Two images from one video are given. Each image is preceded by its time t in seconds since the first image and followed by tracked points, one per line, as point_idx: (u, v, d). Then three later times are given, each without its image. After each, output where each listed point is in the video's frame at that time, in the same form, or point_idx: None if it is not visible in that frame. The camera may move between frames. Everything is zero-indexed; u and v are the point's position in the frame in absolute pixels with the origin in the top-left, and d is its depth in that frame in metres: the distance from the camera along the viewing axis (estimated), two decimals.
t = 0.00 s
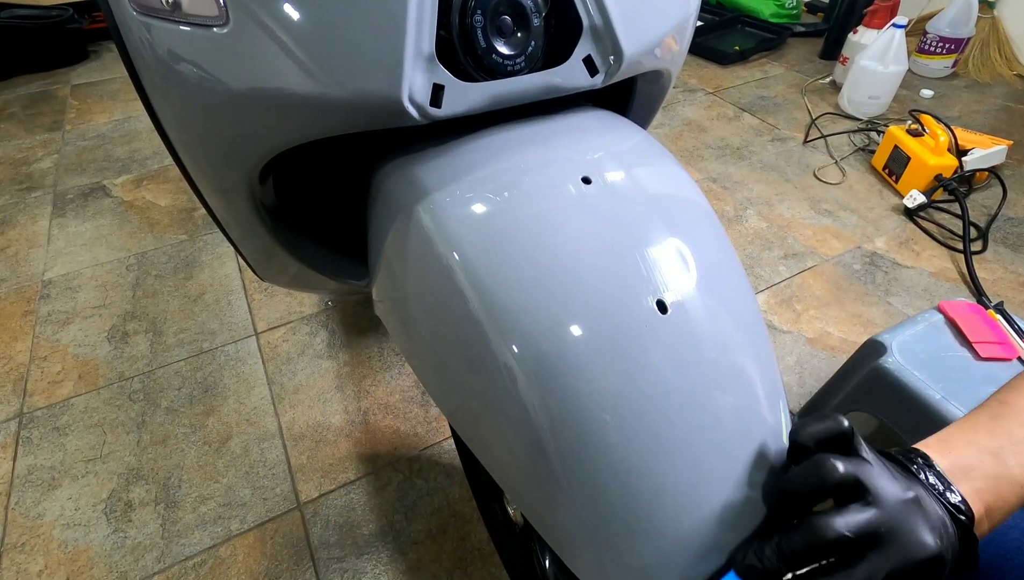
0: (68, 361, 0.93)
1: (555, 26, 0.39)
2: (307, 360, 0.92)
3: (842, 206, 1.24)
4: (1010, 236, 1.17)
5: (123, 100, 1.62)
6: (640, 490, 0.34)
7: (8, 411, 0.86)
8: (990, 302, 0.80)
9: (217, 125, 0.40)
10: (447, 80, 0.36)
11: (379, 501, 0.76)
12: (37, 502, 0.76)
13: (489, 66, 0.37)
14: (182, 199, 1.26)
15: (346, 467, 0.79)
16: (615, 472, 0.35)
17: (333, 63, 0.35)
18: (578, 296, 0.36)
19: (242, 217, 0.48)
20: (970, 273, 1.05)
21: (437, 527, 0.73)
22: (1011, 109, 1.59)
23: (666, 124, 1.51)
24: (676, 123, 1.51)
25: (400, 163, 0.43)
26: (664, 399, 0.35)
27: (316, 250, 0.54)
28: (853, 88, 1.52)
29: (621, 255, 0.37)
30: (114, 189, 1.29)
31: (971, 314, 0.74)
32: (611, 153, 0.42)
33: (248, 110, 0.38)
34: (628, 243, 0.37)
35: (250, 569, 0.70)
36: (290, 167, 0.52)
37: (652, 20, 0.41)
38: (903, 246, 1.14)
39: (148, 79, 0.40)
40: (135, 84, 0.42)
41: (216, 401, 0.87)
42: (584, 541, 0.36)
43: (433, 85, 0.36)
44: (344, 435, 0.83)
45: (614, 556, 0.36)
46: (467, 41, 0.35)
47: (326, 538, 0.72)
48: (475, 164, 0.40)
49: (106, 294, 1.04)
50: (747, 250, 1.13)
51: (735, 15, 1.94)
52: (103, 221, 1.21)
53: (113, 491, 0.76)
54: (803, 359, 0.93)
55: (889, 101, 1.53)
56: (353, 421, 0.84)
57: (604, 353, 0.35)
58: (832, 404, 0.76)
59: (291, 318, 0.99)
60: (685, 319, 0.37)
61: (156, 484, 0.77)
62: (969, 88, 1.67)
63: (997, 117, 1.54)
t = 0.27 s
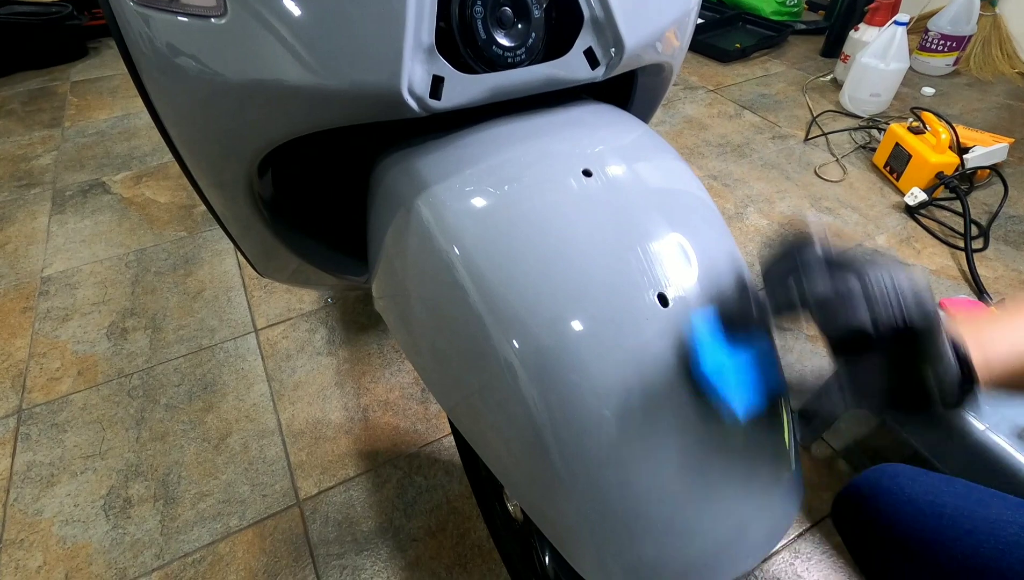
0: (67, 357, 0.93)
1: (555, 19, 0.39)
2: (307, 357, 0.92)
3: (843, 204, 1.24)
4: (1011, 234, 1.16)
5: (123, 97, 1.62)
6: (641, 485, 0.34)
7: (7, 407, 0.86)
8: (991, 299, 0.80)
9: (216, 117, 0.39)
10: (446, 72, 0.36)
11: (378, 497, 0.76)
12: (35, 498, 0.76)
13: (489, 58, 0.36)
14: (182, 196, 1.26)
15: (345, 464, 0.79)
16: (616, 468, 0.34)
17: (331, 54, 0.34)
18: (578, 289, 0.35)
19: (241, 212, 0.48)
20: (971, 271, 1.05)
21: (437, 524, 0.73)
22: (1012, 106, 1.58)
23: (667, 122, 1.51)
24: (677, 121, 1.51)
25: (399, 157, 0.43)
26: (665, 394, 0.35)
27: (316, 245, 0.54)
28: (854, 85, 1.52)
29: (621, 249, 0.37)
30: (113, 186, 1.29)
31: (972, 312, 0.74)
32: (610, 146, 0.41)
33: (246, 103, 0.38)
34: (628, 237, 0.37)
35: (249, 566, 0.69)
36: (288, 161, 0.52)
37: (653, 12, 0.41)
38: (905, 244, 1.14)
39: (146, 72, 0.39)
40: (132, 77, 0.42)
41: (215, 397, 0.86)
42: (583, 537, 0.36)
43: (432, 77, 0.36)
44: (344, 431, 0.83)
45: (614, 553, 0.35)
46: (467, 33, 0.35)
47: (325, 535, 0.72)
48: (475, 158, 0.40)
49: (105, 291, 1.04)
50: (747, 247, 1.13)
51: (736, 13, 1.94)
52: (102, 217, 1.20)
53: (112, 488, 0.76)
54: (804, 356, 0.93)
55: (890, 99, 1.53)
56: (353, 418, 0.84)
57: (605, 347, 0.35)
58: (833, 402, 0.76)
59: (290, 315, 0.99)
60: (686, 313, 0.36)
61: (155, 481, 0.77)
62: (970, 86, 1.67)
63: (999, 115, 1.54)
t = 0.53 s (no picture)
0: (67, 357, 0.93)
1: (555, 19, 0.39)
2: (307, 356, 0.92)
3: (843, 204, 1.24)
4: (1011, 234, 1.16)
5: (123, 97, 1.61)
6: (641, 487, 0.34)
7: (7, 407, 0.86)
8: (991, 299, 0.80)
9: (214, 117, 0.39)
10: (446, 72, 0.36)
11: (378, 497, 0.76)
12: (35, 498, 0.76)
13: (489, 58, 0.36)
14: (182, 196, 1.26)
15: (345, 464, 0.79)
16: (616, 469, 0.34)
17: (331, 54, 0.34)
18: (577, 289, 0.35)
19: (241, 212, 0.48)
20: (972, 271, 1.05)
21: (436, 524, 0.73)
22: (1012, 107, 1.58)
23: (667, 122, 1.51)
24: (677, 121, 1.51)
25: (399, 156, 0.43)
26: (664, 394, 0.35)
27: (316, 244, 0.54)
28: (854, 85, 1.52)
29: (620, 249, 0.37)
30: (113, 186, 1.29)
31: (973, 311, 0.73)
32: (610, 146, 0.41)
33: (245, 103, 0.38)
34: (628, 237, 0.37)
35: (249, 566, 0.69)
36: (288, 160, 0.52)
37: (652, 12, 0.41)
38: (905, 244, 1.14)
39: (145, 72, 0.39)
40: (131, 76, 0.42)
41: (215, 397, 0.86)
42: (582, 537, 0.36)
43: (432, 77, 0.35)
44: (344, 431, 0.83)
45: (614, 553, 0.35)
46: (466, 33, 0.35)
47: (325, 535, 0.72)
48: (474, 158, 0.40)
49: (105, 291, 1.04)
50: (747, 247, 1.13)
51: (736, 13, 1.94)
52: (102, 217, 1.20)
53: (112, 487, 0.76)
54: (803, 356, 0.93)
55: (890, 99, 1.53)
56: (352, 418, 0.84)
57: (605, 348, 0.34)
58: (833, 402, 0.76)
59: (290, 314, 0.99)
60: (686, 314, 0.36)
61: (155, 480, 0.77)
62: (970, 87, 1.67)
63: (999, 115, 1.54)
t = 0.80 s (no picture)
0: (66, 356, 0.93)
1: (555, 18, 0.39)
2: (306, 355, 0.92)
3: (843, 203, 1.24)
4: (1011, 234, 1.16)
5: (123, 96, 1.61)
6: (641, 486, 0.34)
7: (7, 406, 0.86)
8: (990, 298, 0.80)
9: (215, 116, 0.39)
10: (446, 70, 0.36)
11: (378, 496, 0.76)
12: (35, 497, 0.76)
13: (488, 56, 0.36)
14: (182, 195, 1.26)
15: (344, 463, 0.79)
16: (616, 469, 0.34)
17: (331, 52, 0.34)
18: (577, 288, 0.35)
19: (240, 210, 0.48)
20: (971, 270, 1.05)
21: (436, 523, 0.73)
22: (1012, 106, 1.58)
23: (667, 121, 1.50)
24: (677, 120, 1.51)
25: (398, 155, 0.43)
26: (664, 392, 0.35)
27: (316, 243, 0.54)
28: (854, 85, 1.51)
29: (620, 248, 0.37)
30: (113, 184, 1.29)
31: (972, 311, 0.73)
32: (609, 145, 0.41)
33: (246, 102, 0.38)
34: (627, 236, 0.37)
35: (249, 565, 0.69)
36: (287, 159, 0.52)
37: (652, 11, 0.41)
38: (905, 243, 1.14)
39: (145, 71, 0.39)
40: (131, 75, 0.42)
41: (214, 396, 0.86)
42: (582, 537, 0.36)
43: (431, 75, 0.35)
44: (343, 430, 0.83)
45: (614, 552, 0.35)
46: (466, 31, 0.35)
47: (324, 534, 0.72)
48: (474, 157, 0.40)
49: (105, 290, 1.04)
50: (747, 247, 1.13)
51: (737, 12, 1.93)
52: (102, 216, 1.20)
53: (111, 486, 0.76)
54: (803, 355, 0.93)
55: (890, 98, 1.53)
56: (352, 417, 0.84)
57: (605, 347, 0.35)
58: (833, 401, 0.76)
59: (290, 313, 0.99)
60: (686, 313, 0.36)
61: (154, 479, 0.77)
62: (970, 86, 1.67)
63: (999, 114, 1.54)
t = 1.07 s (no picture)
0: (66, 356, 0.93)
1: (554, 16, 0.39)
2: (307, 355, 0.92)
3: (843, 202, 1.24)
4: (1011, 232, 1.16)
5: (122, 96, 1.61)
6: (642, 485, 0.34)
7: (7, 406, 0.86)
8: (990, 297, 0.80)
9: (214, 115, 0.39)
10: (445, 68, 0.36)
11: (378, 496, 0.76)
12: (35, 497, 0.76)
13: (488, 55, 0.36)
14: (181, 195, 1.26)
15: (344, 462, 0.79)
16: (616, 468, 0.34)
17: (329, 50, 0.34)
18: (577, 287, 0.35)
19: (239, 209, 0.48)
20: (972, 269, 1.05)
21: (437, 522, 0.73)
22: (1012, 105, 1.58)
23: (668, 120, 1.50)
24: (677, 119, 1.50)
25: (397, 154, 0.43)
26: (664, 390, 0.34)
27: (315, 242, 0.54)
28: (854, 83, 1.51)
29: (620, 247, 0.37)
30: (113, 184, 1.29)
31: (973, 309, 0.73)
32: (610, 143, 0.41)
33: (245, 100, 0.37)
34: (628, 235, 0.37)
35: (249, 564, 0.69)
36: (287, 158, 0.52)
37: (652, 9, 0.40)
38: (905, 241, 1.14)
39: (144, 69, 0.39)
40: (130, 75, 0.42)
41: (214, 396, 0.86)
42: (583, 536, 0.36)
43: (431, 73, 0.35)
44: (343, 430, 0.83)
45: (614, 551, 0.35)
46: (466, 29, 0.35)
47: (324, 534, 0.72)
48: (474, 155, 0.40)
49: (105, 290, 1.04)
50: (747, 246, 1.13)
51: (737, 10, 1.94)
52: (102, 216, 1.20)
53: (112, 486, 0.76)
54: (803, 354, 0.93)
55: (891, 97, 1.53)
56: (352, 416, 0.84)
57: (606, 345, 0.34)
58: (833, 399, 0.76)
59: (290, 313, 0.99)
60: (686, 310, 0.36)
61: (155, 479, 0.77)
62: (971, 84, 1.67)
63: (999, 113, 1.54)
